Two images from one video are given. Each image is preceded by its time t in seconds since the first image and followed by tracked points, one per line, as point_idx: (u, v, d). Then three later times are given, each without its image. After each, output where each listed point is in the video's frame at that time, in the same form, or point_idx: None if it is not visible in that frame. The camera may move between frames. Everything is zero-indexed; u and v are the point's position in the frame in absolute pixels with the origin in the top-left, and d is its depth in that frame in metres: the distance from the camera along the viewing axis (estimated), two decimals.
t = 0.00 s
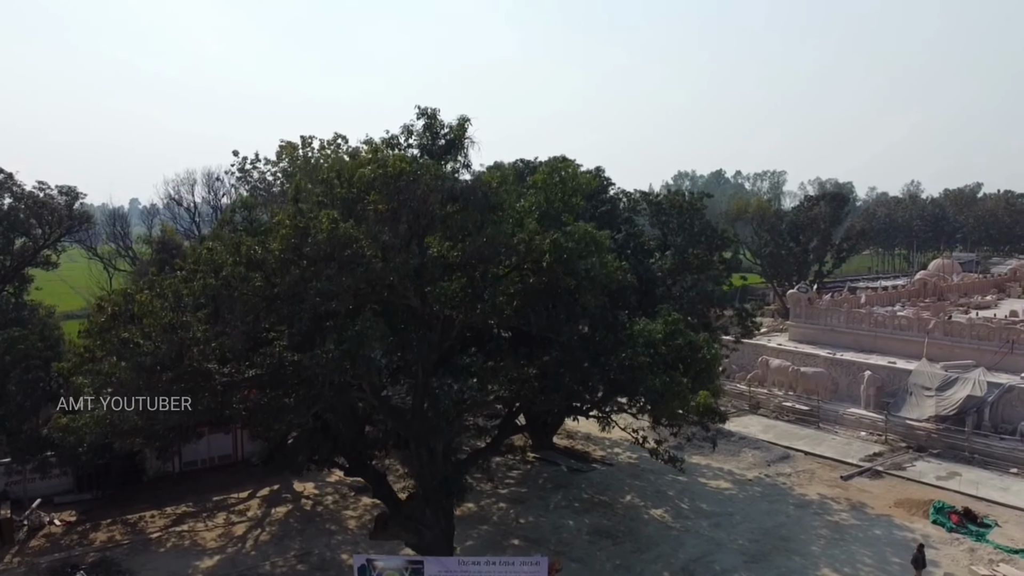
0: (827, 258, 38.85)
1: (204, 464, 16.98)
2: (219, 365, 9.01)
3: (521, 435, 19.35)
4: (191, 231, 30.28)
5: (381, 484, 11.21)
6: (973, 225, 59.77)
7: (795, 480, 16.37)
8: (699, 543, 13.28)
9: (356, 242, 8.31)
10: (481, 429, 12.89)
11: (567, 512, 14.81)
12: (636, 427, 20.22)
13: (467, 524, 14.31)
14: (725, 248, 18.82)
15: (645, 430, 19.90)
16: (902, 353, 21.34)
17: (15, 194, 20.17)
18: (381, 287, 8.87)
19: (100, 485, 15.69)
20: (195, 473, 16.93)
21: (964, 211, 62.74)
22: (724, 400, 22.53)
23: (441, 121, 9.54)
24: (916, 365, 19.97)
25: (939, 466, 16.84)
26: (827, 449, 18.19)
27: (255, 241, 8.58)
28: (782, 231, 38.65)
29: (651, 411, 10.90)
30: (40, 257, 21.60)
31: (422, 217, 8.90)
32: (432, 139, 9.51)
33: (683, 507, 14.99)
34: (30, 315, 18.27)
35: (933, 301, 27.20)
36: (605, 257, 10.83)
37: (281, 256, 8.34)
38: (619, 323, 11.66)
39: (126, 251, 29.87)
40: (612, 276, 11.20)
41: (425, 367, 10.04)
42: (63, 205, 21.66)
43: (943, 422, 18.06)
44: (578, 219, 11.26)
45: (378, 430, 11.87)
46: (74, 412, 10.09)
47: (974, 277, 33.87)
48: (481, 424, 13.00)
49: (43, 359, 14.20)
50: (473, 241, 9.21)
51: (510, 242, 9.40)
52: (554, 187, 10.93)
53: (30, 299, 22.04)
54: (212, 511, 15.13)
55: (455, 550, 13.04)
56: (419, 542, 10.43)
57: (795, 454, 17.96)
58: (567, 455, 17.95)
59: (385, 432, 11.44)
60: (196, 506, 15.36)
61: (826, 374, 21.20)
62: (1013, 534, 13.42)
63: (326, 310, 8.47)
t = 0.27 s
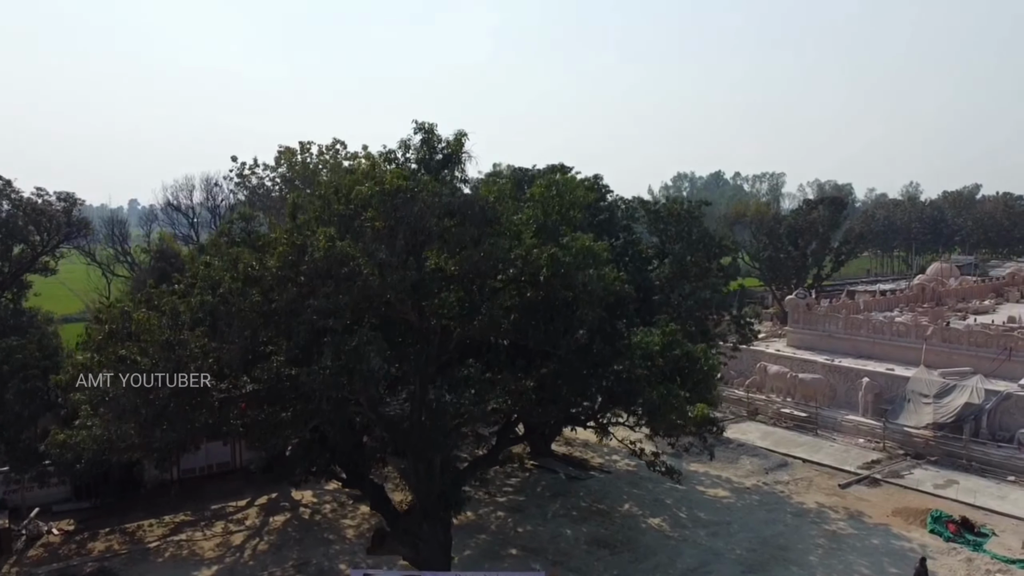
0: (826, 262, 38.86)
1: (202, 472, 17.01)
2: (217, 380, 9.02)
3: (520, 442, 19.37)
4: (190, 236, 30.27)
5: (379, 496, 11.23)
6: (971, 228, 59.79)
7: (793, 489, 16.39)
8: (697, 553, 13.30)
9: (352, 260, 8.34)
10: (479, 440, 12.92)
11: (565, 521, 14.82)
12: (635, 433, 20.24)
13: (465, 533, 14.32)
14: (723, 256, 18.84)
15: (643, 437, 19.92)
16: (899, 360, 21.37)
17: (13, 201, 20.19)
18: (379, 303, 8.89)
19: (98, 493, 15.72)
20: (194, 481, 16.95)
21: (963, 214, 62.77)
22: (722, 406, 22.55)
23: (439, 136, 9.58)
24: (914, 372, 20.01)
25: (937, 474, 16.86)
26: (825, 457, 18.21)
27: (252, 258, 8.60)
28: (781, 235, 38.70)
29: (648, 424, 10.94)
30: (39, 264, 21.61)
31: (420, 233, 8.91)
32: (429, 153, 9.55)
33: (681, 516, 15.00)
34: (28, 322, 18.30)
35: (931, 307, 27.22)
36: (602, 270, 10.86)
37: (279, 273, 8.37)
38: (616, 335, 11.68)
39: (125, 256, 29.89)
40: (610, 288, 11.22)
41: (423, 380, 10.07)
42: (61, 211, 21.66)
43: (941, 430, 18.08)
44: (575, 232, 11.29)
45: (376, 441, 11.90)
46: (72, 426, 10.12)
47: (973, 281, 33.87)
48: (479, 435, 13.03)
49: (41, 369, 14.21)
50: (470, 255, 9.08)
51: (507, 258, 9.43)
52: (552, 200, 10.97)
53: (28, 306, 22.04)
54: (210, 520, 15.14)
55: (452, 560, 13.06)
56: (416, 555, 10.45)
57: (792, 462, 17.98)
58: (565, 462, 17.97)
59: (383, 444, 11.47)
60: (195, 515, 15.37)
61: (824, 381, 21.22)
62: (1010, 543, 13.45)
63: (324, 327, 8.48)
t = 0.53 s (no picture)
0: (825, 264, 38.89)
1: (199, 476, 17.04)
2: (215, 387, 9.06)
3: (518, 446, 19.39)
4: (189, 239, 30.27)
5: (377, 502, 11.26)
6: (970, 230, 59.81)
7: (791, 492, 16.41)
8: (695, 557, 13.31)
9: (349, 267, 8.36)
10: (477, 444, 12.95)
11: (563, 524, 14.84)
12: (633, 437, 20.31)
13: (464, 537, 14.32)
14: (721, 259, 18.86)
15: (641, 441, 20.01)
16: (898, 363, 21.39)
17: (11, 204, 20.20)
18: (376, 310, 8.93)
19: (97, 497, 15.74)
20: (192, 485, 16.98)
21: (961, 215, 62.80)
22: (721, 409, 22.56)
23: (437, 142, 9.55)
24: (912, 375, 20.04)
25: (935, 477, 16.88)
26: (822, 460, 18.24)
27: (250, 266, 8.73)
28: (779, 237, 38.71)
29: (645, 428, 10.98)
30: (37, 267, 21.62)
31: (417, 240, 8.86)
32: (427, 161, 9.53)
33: (679, 519, 15.02)
34: (27, 326, 18.32)
35: (930, 309, 27.22)
36: (600, 276, 10.89)
37: (276, 281, 8.42)
38: (614, 340, 11.70)
39: (124, 258, 29.89)
40: (609, 294, 11.23)
41: (421, 387, 10.12)
42: (60, 215, 21.67)
43: (939, 433, 18.10)
44: (573, 237, 11.29)
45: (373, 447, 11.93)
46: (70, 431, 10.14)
47: (971, 283, 33.89)
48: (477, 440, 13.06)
49: (39, 373, 14.23)
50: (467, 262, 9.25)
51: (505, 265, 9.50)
52: (548, 207, 11.00)
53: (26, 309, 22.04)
54: (208, 524, 15.15)
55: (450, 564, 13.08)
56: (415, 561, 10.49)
57: (790, 464, 18.01)
58: (563, 466, 17.99)
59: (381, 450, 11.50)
60: (193, 518, 15.39)
61: (822, 384, 21.24)
62: (1008, 547, 13.47)
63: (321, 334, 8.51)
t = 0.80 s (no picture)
0: (823, 264, 38.92)
1: (198, 474, 17.04)
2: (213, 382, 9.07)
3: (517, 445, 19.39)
4: (188, 238, 30.30)
5: (375, 499, 11.26)
6: (969, 230, 59.86)
7: (790, 490, 16.43)
8: (693, 555, 13.32)
9: (347, 263, 8.34)
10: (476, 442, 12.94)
11: (562, 522, 14.85)
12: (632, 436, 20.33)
13: (462, 535, 14.33)
14: (720, 258, 18.87)
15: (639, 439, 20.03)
16: (897, 361, 21.41)
17: (10, 203, 20.19)
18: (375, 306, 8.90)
19: (95, 495, 15.74)
20: (190, 483, 16.99)
21: (960, 216, 62.84)
22: (720, 408, 22.57)
23: (435, 139, 9.53)
24: (911, 374, 20.05)
25: (934, 475, 16.89)
26: (820, 458, 18.26)
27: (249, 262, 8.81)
28: (778, 237, 38.72)
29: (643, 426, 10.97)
30: (36, 266, 21.63)
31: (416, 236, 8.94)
32: (425, 157, 9.49)
33: (677, 517, 15.03)
34: (25, 325, 18.31)
35: (928, 308, 27.23)
36: (599, 273, 10.87)
37: (274, 277, 8.42)
38: (613, 338, 11.69)
39: (123, 258, 29.87)
40: (608, 291, 11.22)
41: (419, 384, 10.11)
42: (59, 214, 21.68)
43: (937, 431, 18.11)
44: (572, 234, 11.27)
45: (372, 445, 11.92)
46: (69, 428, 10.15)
47: (970, 283, 33.91)
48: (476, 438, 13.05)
49: (38, 371, 14.24)
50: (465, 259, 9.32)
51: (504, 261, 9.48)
52: (546, 204, 11.00)
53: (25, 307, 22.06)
54: (207, 522, 15.14)
55: (449, 562, 13.09)
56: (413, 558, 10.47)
57: (789, 463, 18.03)
58: (562, 464, 18.00)
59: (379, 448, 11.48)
60: (191, 516, 15.38)
61: (820, 382, 21.25)
62: (1006, 544, 13.48)
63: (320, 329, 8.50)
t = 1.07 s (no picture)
0: (823, 261, 38.94)
1: (196, 466, 17.02)
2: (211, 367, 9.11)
3: (517, 438, 19.39)
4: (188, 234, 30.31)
5: (374, 487, 11.24)
6: (968, 228, 59.88)
7: (789, 482, 16.43)
8: (692, 545, 13.31)
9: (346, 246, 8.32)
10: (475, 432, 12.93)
11: (561, 513, 14.84)
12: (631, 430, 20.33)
13: (462, 526, 14.32)
14: (719, 251, 18.87)
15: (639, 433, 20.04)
16: (896, 355, 21.41)
17: (9, 196, 20.16)
18: (373, 291, 8.88)
19: (94, 487, 15.72)
20: (189, 476, 16.97)
21: (959, 214, 62.86)
22: (719, 402, 22.57)
23: (434, 125, 9.52)
24: (910, 367, 20.05)
25: (933, 468, 16.89)
26: (820, 451, 18.26)
27: (245, 245, 8.67)
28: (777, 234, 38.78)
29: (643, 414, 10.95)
30: (35, 260, 21.61)
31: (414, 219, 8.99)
32: (424, 143, 9.44)
33: (677, 508, 15.03)
34: (24, 318, 18.31)
35: (927, 304, 27.23)
36: (598, 261, 10.86)
37: (273, 260, 8.38)
38: (612, 327, 11.68)
39: (122, 253, 29.88)
40: (607, 280, 11.20)
41: (418, 371, 10.09)
42: (58, 208, 21.66)
43: (936, 424, 18.11)
44: (571, 222, 11.26)
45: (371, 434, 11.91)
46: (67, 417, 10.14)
47: (969, 279, 33.90)
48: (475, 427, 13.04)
49: (37, 362, 14.24)
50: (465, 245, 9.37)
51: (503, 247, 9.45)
52: (545, 192, 10.98)
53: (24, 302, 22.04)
54: (206, 513, 15.13)
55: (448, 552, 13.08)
56: (412, 545, 10.45)
57: (788, 455, 18.03)
58: (561, 457, 17.99)
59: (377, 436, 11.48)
60: (190, 508, 15.37)
61: (820, 377, 21.26)
62: (1005, 534, 13.49)
63: (318, 313, 8.46)
